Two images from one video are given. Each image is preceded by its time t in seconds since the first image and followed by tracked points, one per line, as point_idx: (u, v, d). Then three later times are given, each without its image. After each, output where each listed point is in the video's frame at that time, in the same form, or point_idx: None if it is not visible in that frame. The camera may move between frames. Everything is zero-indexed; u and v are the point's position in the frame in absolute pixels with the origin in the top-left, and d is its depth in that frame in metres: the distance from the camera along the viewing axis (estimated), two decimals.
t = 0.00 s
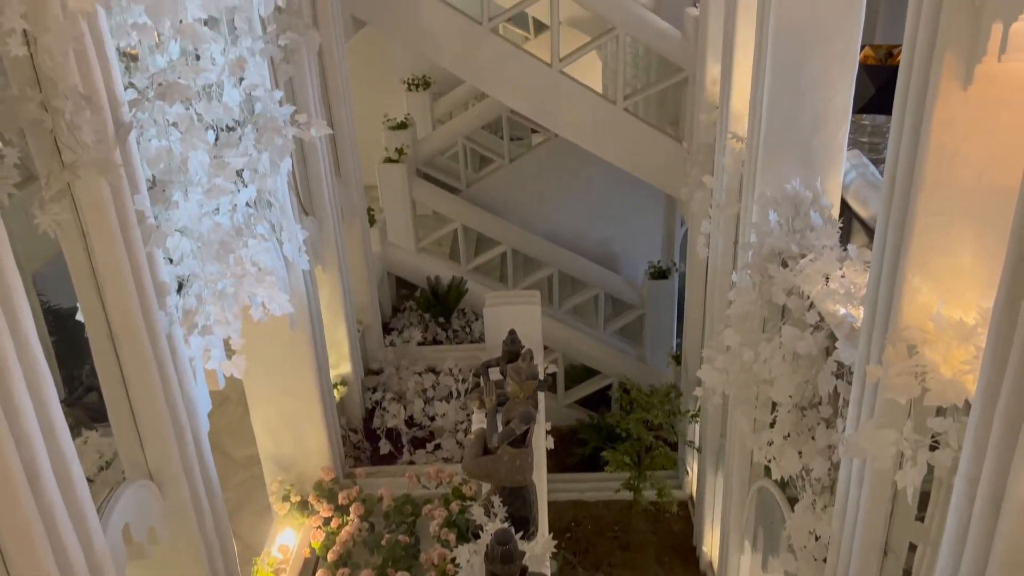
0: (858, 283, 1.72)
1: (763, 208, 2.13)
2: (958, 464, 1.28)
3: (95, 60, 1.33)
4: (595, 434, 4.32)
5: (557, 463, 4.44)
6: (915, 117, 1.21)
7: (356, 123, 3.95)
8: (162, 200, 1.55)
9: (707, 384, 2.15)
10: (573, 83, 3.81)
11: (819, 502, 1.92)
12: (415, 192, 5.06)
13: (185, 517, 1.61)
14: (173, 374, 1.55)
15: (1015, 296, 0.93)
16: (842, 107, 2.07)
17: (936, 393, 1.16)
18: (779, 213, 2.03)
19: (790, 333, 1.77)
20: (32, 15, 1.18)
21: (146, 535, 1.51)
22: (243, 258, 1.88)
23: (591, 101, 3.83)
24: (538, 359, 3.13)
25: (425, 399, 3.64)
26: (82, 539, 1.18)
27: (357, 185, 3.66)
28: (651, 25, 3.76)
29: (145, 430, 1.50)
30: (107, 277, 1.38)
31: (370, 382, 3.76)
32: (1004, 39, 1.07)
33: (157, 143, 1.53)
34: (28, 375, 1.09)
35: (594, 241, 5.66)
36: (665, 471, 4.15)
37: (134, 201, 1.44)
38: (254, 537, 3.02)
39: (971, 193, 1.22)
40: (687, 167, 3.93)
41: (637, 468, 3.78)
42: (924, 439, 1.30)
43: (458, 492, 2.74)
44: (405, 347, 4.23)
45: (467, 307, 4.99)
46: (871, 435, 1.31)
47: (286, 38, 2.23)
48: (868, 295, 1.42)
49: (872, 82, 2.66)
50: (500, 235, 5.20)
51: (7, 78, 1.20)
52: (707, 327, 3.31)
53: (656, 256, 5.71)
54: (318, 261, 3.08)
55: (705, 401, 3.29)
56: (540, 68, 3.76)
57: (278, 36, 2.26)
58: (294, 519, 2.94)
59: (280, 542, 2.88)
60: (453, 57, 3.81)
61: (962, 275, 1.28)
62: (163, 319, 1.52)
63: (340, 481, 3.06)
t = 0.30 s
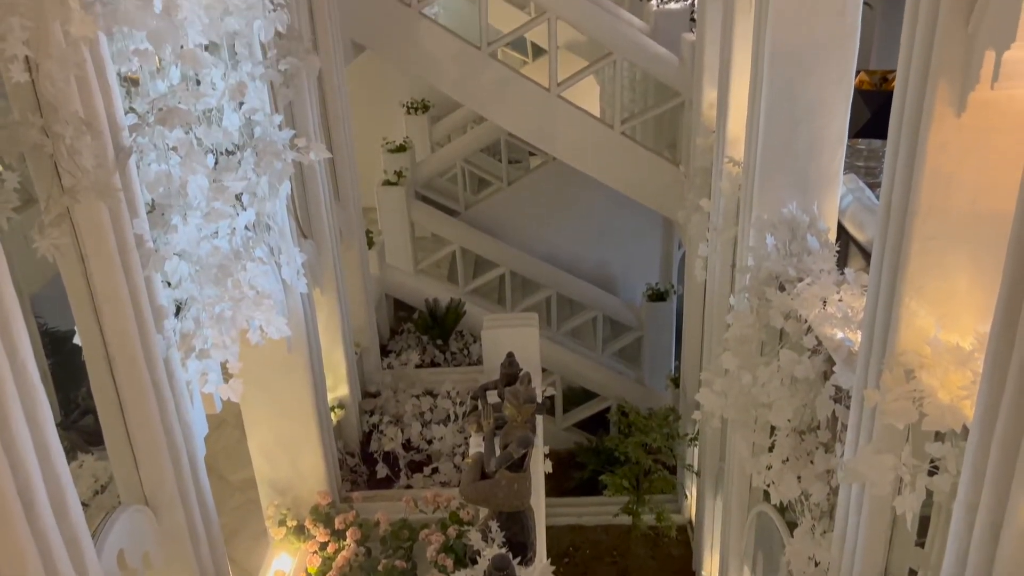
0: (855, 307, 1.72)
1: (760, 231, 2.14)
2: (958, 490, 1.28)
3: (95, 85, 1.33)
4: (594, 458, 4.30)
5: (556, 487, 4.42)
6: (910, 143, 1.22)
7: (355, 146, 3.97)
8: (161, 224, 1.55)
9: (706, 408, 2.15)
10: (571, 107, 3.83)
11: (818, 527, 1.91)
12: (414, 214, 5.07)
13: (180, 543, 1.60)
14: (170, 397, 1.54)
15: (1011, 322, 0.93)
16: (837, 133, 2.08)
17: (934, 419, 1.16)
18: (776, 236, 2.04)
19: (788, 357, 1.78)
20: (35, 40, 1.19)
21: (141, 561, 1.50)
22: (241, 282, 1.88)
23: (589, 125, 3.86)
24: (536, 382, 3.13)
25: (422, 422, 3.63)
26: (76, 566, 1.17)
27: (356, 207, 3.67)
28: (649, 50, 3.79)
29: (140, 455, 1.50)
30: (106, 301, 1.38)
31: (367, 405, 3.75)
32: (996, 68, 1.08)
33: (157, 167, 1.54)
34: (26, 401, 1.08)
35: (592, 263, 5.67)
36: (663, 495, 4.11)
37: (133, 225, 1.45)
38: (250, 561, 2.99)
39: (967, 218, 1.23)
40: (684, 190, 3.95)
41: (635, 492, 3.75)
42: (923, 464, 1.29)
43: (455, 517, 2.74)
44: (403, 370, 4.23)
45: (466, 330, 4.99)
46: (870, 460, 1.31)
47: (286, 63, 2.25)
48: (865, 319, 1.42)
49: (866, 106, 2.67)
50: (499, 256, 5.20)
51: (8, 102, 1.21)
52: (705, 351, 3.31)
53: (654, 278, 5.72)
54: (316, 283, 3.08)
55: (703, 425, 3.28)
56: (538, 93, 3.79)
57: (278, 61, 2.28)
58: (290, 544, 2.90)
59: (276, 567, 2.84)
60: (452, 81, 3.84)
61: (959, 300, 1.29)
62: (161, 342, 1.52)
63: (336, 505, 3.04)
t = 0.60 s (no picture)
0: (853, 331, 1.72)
1: (757, 255, 2.15)
2: (958, 515, 1.28)
3: (97, 110, 1.33)
4: (592, 481, 4.28)
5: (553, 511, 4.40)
6: (905, 170, 1.23)
7: (354, 170, 3.99)
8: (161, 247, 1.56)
9: (705, 432, 2.14)
10: (569, 131, 3.86)
11: (818, 552, 1.89)
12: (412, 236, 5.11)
13: (174, 568, 1.58)
14: (167, 421, 1.54)
15: (1008, 346, 0.93)
16: (833, 159, 2.10)
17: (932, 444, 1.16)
18: (773, 260, 2.05)
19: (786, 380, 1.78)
20: (36, 66, 1.20)
21: None
22: (238, 305, 1.88)
23: (586, 148, 3.89)
24: (534, 407, 3.11)
25: (419, 445, 3.62)
26: None
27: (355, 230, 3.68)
28: (644, 75, 3.80)
29: (136, 478, 1.49)
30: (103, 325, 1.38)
31: (365, 428, 3.74)
32: (990, 95, 1.09)
33: (157, 191, 1.54)
34: (22, 424, 1.08)
35: (590, 285, 5.70)
36: (661, 519, 4.07)
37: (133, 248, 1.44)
38: None
39: (964, 242, 1.23)
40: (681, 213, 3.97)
41: (634, 517, 3.72)
42: (922, 490, 1.29)
43: (452, 542, 2.72)
44: (401, 393, 4.22)
45: (464, 352, 4.98)
46: (869, 486, 1.31)
47: (286, 88, 2.27)
48: (863, 343, 1.42)
49: (862, 130, 2.75)
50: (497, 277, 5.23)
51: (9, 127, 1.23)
52: (704, 374, 3.31)
53: (652, 300, 5.73)
54: (314, 305, 3.08)
55: (702, 448, 3.27)
56: (536, 117, 3.82)
57: (278, 86, 2.30)
58: (285, 568, 2.84)
59: None
60: (451, 105, 3.87)
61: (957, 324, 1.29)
62: (159, 366, 1.52)
63: (333, 530, 3.01)
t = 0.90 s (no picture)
0: (850, 354, 1.72)
1: (754, 278, 2.14)
2: (958, 541, 1.27)
3: (97, 135, 1.34)
4: (590, 506, 4.26)
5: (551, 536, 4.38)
6: (901, 197, 1.24)
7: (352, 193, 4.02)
8: (157, 270, 1.56)
9: (703, 456, 2.13)
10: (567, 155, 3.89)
11: None
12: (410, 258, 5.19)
13: None
14: (163, 445, 1.53)
15: (1006, 372, 0.93)
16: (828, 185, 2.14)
17: (932, 470, 1.16)
18: (770, 284, 2.05)
19: (785, 405, 1.78)
20: (37, 90, 1.21)
21: None
22: (236, 328, 1.88)
23: (584, 172, 3.92)
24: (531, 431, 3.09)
25: (416, 469, 3.61)
26: None
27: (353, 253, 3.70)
28: (642, 99, 3.82)
29: (130, 503, 1.47)
30: (99, 350, 1.37)
31: (361, 452, 3.71)
32: (984, 121, 1.09)
33: (155, 215, 1.54)
34: (15, 448, 1.07)
35: (588, 308, 5.73)
36: (660, 545, 4.02)
37: (129, 271, 1.44)
38: None
39: (961, 267, 1.23)
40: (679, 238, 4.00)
41: (632, 542, 3.69)
42: (921, 515, 1.28)
43: (449, 567, 2.70)
44: (398, 415, 4.20)
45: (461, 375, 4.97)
46: (868, 512, 1.30)
47: (285, 112, 2.29)
48: (860, 368, 1.42)
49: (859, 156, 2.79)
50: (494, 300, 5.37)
51: (9, 152, 1.24)
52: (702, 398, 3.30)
53: (650, 323, 5.73)
54: (312, 328, 3.08)
55: (700, 472, 3.26)
56: (533, 141, 3.86)
57: (278, 109, 2.32)
58: None
59: None
60: (450, 129, 3.91)
61: (954, 350, 1.29)
62: (155, 390, 1.50)
63: (329, 555, 2.99)
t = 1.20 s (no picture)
0: (848, 379, 1.72)
1: (752, 302, 2.14)
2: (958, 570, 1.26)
3: (96, 160, 1.34)
4: (588, 531, 4.22)
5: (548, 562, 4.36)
6: (897, 224, 1.24)
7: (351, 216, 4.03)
8: (154, 294, 1.55)
9: (701, 481, 2.12)
10: (565, 179, 3.91)
11: None
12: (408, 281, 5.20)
13: None
14: (157, 471, 1.51)
15: (1004, 399, 0.93)
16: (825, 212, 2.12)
17: (931, 497, 1.15)
18: (768, 308, 2.03)
19: (783, 430, 1.77)
20: (37, 115, 1.21)
21: None
22: (232, 352, 1.88)
23: (582, 197, 3.94)
24: (528, 456, 3.08)
25: (413, 494, 3.59)
26: None
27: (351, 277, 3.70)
28: (640, 124, 3.84)
29: (123, 529, 1.46)
30: (96, 374, 1.37)
31: (357, 477, 3.70)
32: (979, 149, 1.10)
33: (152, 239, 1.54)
34: (8, 474, 1.06)
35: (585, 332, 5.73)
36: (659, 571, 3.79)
37: (127, 295, 1.44)
38: None
39: (959, 293, 1.23)
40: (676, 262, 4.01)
41: (631, 569, 3.66)
42: (922, 543, 1.28)
43: None
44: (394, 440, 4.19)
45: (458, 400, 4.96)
46: (868, 540, 1.29)
47: (285, 136, 2.30)
48: (859, 394, 1.41)
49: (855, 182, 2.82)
50: (490, 323, 5.36)
51: (8, 177, 1.24)
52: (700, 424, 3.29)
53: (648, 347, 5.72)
54: (309, 352, 3.07)
55: (699, 498, 3.24)
56: (532, 165, 3.88)
57: (277, 134, 2.33)
58: None
59: None
60: (448, 153, 3.93)
61: (952, 376, 1.29)
62: (150, 415, 1.49)
63: None
